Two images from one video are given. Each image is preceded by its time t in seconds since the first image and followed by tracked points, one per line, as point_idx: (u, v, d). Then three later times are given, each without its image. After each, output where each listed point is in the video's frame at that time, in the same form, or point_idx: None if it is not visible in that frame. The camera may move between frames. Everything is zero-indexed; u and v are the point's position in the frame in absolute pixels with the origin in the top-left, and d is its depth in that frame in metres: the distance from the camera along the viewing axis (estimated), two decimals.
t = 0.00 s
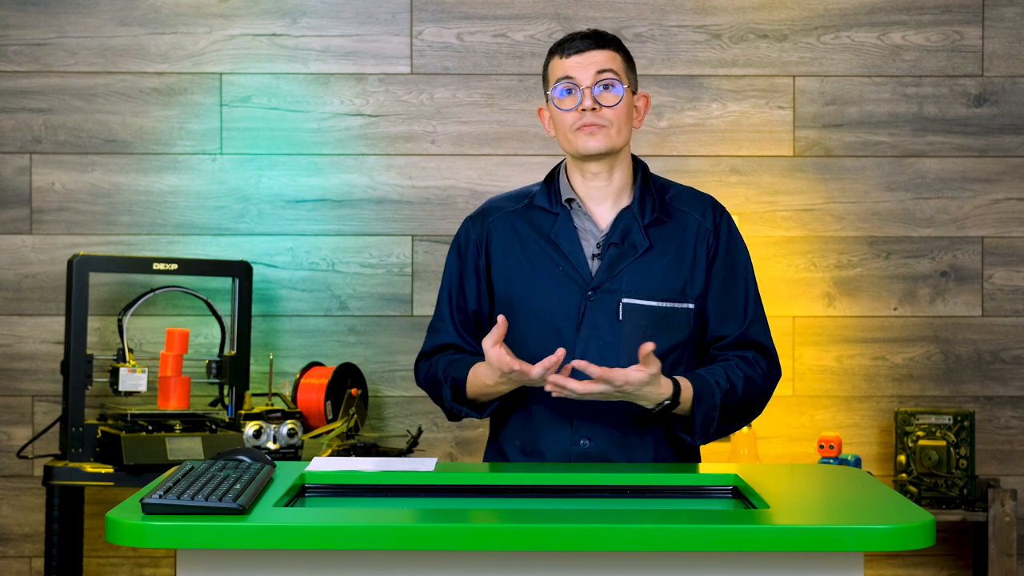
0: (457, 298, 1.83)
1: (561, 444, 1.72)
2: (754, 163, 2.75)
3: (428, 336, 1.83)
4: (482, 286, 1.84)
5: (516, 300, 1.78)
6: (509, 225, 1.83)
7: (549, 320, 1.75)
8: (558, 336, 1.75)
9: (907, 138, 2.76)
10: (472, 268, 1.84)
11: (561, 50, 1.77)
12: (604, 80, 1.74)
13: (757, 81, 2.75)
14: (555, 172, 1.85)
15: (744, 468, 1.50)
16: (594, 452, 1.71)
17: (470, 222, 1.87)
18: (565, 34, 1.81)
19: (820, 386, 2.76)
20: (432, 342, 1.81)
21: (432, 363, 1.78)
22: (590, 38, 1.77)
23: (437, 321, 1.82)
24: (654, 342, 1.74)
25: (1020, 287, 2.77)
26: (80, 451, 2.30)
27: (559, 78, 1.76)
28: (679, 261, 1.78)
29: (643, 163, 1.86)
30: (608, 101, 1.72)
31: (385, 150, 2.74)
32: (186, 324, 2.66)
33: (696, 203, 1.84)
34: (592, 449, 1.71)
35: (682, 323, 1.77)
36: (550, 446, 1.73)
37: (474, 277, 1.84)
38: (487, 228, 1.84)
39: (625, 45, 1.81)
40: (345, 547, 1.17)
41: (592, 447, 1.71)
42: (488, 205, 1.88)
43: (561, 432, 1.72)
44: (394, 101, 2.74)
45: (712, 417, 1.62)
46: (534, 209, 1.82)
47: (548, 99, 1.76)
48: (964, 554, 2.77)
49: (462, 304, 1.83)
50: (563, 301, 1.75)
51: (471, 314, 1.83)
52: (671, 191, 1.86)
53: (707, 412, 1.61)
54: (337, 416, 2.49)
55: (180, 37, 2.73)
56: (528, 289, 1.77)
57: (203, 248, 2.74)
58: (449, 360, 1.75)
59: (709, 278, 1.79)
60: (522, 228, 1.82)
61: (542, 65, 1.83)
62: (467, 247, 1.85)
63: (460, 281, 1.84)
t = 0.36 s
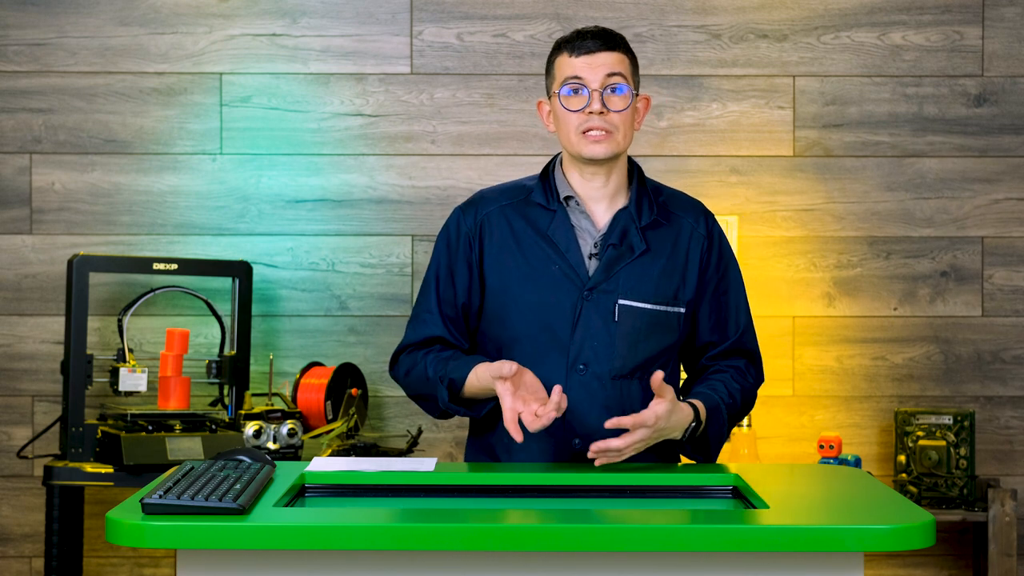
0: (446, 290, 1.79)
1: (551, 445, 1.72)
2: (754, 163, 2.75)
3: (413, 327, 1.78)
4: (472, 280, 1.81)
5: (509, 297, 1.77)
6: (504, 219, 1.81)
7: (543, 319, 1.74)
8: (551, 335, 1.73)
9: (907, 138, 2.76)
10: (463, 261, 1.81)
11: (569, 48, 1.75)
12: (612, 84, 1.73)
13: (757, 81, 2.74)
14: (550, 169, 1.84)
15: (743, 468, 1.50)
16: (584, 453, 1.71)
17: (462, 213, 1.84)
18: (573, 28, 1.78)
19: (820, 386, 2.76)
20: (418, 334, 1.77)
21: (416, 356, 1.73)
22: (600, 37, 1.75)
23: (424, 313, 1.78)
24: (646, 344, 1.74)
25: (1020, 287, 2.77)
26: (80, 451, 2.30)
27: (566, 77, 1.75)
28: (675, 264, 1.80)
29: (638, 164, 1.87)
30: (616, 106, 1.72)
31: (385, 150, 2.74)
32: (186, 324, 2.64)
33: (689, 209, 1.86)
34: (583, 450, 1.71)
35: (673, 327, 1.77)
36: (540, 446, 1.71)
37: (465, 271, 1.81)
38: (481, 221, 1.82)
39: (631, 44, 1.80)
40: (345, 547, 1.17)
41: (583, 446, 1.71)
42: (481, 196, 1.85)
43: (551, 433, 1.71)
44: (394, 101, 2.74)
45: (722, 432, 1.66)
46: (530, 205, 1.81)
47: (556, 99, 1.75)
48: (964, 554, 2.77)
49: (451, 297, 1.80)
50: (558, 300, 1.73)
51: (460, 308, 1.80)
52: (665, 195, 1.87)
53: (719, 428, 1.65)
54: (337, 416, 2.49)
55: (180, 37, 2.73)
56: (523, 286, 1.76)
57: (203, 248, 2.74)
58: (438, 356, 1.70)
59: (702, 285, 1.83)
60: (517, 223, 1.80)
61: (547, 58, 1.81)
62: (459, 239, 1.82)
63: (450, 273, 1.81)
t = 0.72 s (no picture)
0: (442, 289, 1.77)
1: (549, 446, 1.70)
2: (754, 163, 2.75)
3: (408, 325, 1.74)
4: (468, 280, 1.79)
5: (508, 298, 1.76)
6: (502, 220, 1.79)
7: (542, 321, 1.74)
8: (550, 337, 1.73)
9: (907, 138, 2.76)
10: (459, 260, 1.79)
11: (590, 54, 1.72)
12: (628, 99, 1.71)
13: (757, 81, 2.74)
14: (548, 170, 1.82)
15: (743, 468, 1.50)
16: (582, 455, 1.70)
17: (458, 212, 1.81)
18: (594, 31, 1.74)
19: (820, 386, 2.76)
20: (413, 332, 1.73)
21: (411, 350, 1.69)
22: (622, 49, 1.72)
23: (420, 311, 1.75)
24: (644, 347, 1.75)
25: (1020, 286, 2.77)
26: (80, 451, 2.30)
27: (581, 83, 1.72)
28: (672, 267, 1.80)
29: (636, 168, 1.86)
30: (627, 121, 1.70)
31: (385, 150, 2.74)
32: (186, 324, 2.66)
33: (685, 210, 1.86)
34: (582, 451, 1.70)
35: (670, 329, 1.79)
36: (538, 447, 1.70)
37: (462, 270, 1.79)
38: (479, 220, 1.80)
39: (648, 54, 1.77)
40: (345, 546, 1.17)
41: (581, 449, 1.70)
42: (477, 194, 1.83)
43: (549, 435, 1.70)
44: (394, 101, 2.74)
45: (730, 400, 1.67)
46: (528, 205, 1.80)
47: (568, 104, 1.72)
48: (964, 554, 2.77)
49: (447, 296, 1.77)
50: (558, 303, 1.73)
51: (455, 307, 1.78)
52: (661, 196, 1.87)
53: (727, 396, 1.67)
54: (337, 416, 2.49)
55: (180, 37, 2.73)
56: (521, 289, 1.75)
57: (203, 248, 2.74)
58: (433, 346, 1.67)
59: (698, 286, 1.83)
60: (515, 224, 1.78)
61: (563, 56, 1.77)
62: (455, 239, 1.80)
63: (447, 272, 1.78)
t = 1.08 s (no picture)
0: (453, 286, 1.74)
1: (548, 444, 1.70)
2: (754, 163, 2.75)
3: (423, 323, 1.70)
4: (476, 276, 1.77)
5: (513, 296, 1.75)
6: (508, 215, 1.78)
7: (547, 319, 1.74)
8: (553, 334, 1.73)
9: (907, 138, 2.76)
10: (468, 255, 1.77)
11: (594, 49, 1.73)
12: (632, 92, 1.71)
13: (757, 81, 2.75)
14: (551, 167, 1.81)
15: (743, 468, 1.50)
16: (582, 453, 1.70)
17: (465, 206, 1.79)
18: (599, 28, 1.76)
19: (820, 386, 2.76)
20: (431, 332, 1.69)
21: (436, 357, 1.64)
22: (627, 43, 1.73)
23: (436, 308, 1.71)
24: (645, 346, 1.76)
25: (1020, 287, 2.77)
26: (80, 451, 2.30)
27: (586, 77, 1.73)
28: (671, 267, 1.81)
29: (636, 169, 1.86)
30: (631, 115, 1.70)
31: (385, 150, 2.74)
32: (186, 324, 2.65)
33: (682, 212, 1.88)
34: (580, 450, 1.70)
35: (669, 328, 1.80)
36: (538, 445, 1.70)
37: (469, 265, 1.76)
38: (484, 215, 1.78)
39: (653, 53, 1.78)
40: (345, 546, 1.17)
41: (580, 446, 1.70)
42: (482, 188, 1.81)
43: (549, 433, 1.70)
44: (394, 101, 2.74)
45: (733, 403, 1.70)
46: (534, 202, 1.78)
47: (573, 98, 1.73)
48: (964, 554, 2.78)
49: (458, 292, 1.74)
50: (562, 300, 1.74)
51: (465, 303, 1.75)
52: (660, 198, 1.87)
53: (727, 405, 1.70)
54: (337, 416, 2.49)
55: (180, 37, 2.73)
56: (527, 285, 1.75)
57: (203, 248, 2.74)
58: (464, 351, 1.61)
59: (694, 288, 1.85)
60: (521, 220, 1.77)
61: (569, 53, 1.78)
62: (462, 234, 1.78)
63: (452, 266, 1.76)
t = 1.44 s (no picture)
0: (462, 283, 1.73)
1: (555, 444, 1.70)
2: (754, 163, 2.75)
3: (429, 321, 1.69)
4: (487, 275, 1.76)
5: (524, 295, 1.74)
6: (520, 212, 1.77)
7: (557, 321, 1.73)
8: (563, 334, 1.73)
9: (907, 138, 2.76)
10: (478, 253, 1.75)
11: (608, 48, 1.75)
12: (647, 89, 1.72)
13: (757, 81, 2.75)
14: (562, 166, 1.81)
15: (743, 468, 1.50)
16: (589, 453, 1.70)
17: (476, 203, 1.78)
18: (612, 31, 1.78)
19: (820, 386, 2.76)
20: (438, 330, 1.68)
21: (440, 356, 1.63)
22: (640, 44, 1.75)
23: (443, 306, 1.70)
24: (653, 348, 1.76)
25: (1020, 286, 2.77)
26: (80, 451, 2.30)
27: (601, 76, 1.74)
28: (680, 270, 1.82)
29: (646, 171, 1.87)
30: (647, 110, 1.70)
31: (385, 150, 2.74)
32: (186, 324, 2.65)
33: (691, 216, 1.88)
34: (588, 450, 1.70)
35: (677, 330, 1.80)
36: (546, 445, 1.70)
37: (479, 263, 1.75)
38: (497, 212, 1.77)
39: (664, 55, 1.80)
40: (345, 546, 1.17)
41: (587, 447, 1.70)
42: (493, 185, 1.80)
43: (555, 432, 1.70)
44: (394, 101, 2.74)
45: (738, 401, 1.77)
46: (545, 202, 1.77)
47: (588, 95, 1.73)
48: (964, 554, 2.77)
49: (466, 290, 1.73)
50: (572, 300, 1.73)
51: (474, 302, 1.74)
52: (670, 200, 1.88)
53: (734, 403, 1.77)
54: (337, 416, 2.49)
55: (180, 37, 2.73)
56: (538, 285, 1.73)
57: (203, 248, 2.74)
58: (468, 350, 1.62)
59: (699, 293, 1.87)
60: (533, 218, 1.76)
61: (581, 56, 1.80)
62: (473, 232, 1.76)
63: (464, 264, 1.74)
